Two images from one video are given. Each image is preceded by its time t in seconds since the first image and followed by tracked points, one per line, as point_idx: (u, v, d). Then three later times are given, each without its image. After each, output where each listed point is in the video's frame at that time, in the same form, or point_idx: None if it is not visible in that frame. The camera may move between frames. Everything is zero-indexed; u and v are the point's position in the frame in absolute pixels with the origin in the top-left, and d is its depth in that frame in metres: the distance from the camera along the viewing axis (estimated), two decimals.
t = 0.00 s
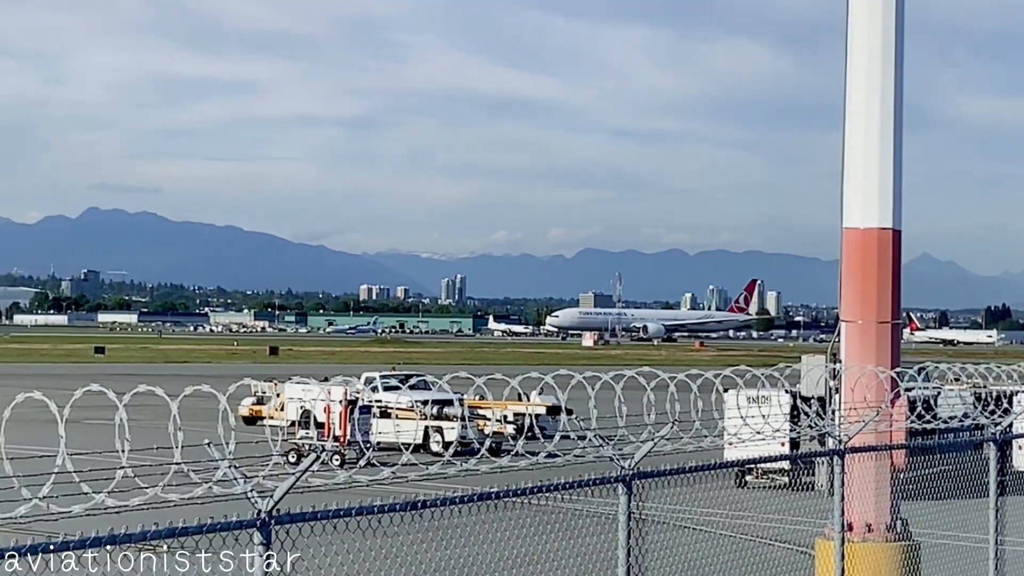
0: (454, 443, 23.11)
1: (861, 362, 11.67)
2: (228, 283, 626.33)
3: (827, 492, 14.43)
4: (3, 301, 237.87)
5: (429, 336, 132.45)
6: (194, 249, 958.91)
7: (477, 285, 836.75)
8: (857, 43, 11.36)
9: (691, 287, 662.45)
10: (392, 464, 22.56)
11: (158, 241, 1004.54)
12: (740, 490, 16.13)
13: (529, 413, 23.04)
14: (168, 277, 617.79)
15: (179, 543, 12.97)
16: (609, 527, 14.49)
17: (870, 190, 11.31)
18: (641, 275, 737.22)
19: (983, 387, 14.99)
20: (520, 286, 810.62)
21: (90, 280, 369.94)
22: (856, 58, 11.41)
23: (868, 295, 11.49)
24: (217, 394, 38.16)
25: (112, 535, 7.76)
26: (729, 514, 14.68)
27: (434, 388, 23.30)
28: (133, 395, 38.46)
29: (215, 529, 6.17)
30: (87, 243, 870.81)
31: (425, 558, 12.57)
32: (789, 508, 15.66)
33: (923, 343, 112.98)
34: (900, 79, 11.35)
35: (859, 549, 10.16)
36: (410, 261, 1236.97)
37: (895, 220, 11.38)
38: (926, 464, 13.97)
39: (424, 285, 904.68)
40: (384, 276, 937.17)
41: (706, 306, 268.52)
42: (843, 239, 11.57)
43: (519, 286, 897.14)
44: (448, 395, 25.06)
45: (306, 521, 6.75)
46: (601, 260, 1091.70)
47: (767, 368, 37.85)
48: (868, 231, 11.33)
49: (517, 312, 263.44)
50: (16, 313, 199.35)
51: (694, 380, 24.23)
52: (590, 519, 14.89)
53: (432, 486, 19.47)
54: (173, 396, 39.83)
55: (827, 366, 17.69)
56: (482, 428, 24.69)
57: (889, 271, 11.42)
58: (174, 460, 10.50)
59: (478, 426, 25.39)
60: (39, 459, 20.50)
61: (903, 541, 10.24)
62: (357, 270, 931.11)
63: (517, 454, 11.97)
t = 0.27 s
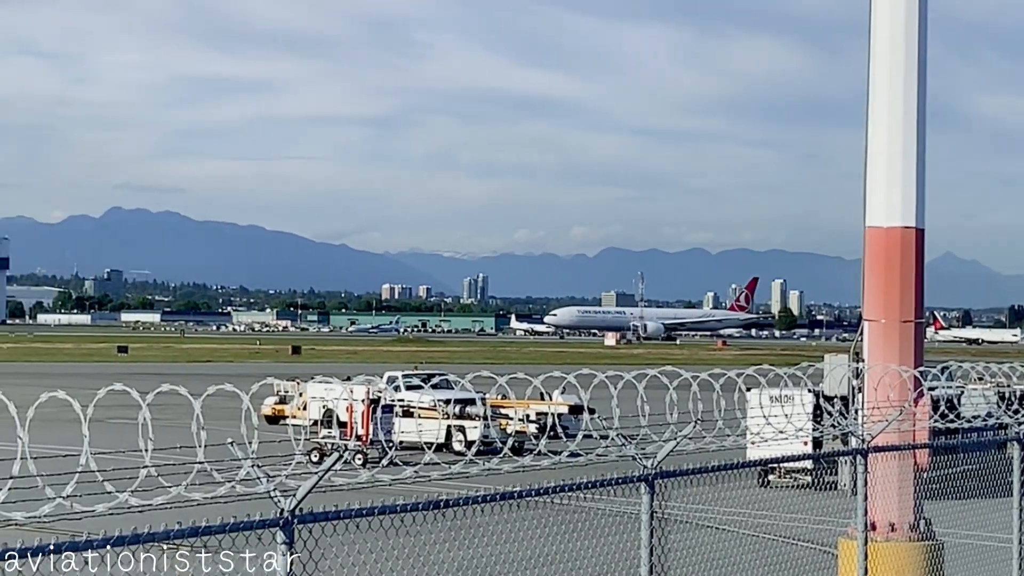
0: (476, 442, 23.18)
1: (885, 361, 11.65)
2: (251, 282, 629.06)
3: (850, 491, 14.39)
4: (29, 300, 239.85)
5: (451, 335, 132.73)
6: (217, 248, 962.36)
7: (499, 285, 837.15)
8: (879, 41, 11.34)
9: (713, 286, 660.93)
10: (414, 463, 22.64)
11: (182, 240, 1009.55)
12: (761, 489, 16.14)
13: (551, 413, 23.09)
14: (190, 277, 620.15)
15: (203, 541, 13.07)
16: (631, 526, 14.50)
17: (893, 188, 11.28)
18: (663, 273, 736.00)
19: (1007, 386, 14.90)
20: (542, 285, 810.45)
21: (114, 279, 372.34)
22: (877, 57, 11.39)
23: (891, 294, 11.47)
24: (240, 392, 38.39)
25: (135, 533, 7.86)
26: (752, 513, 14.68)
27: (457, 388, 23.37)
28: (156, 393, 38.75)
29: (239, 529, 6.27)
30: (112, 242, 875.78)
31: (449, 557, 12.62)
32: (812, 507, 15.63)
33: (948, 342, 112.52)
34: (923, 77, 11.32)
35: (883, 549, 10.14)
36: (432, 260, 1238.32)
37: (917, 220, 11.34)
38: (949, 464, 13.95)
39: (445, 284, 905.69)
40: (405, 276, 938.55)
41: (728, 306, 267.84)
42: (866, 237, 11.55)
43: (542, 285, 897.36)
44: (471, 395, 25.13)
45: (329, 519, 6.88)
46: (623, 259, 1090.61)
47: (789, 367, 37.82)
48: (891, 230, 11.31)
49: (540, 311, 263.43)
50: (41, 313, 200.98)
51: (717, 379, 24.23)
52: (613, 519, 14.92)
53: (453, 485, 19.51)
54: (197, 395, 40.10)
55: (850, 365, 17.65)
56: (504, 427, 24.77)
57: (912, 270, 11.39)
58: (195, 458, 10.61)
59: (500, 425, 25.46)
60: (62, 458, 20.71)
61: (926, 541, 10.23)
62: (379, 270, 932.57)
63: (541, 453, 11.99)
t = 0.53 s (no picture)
0: (499, 442, 23.24)
1: (909, 360, 11.63)
2: (274, 281, 630.75)
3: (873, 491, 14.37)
4: (53, 300, 241.21)
5: (474, 334, 132.83)
6: (240, 248, 965.68)
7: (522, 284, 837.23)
8: (903, 41, 11.35)
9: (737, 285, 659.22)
10: (436, 461, 22.71)
11: (205, 240, 1013.22)
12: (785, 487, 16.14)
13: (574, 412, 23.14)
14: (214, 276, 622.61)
15: (227, 541, 13.20)
16: (653, 526, 14.53)
17: (917, 186, 11.26)
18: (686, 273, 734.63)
19: None
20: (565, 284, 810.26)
21: (137, 279, 373.75)
22: (900, 59, 11.41)
23: (914, 293, 11.46)
24: (264, 393, 38.62)
25: (160, 535, 8.05)
26: (775, 512, 14.72)
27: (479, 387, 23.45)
28: (181, 393, 38.97)
29: (262, 529, 6.45)
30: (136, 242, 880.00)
31: (473, 554, 12.71)
32: (835, 507, 15.61)
33: (973, 342, 112.02)
34: (947, 75, 11.30)
35: (907, 549, 10.15)
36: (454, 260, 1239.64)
37: (941, 219, 11.32)
38: (974, 463, 13.92)
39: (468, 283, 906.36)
40: (428, 275, 939.63)
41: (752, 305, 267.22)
42: (889, 237, 11.54)
43: (564, 284, 897.11)
44: (494, 394, 25.21)
45: (351, 519, 7.07)
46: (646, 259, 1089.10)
47: (813, 366, 37.76)
48: (914, 229, 11.30)
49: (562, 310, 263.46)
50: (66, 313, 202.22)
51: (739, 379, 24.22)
52: (637, 517, 14.97)
53: (475, 485, 19.58)
54: (221, 394, 40.29)
55: (873, 364, 17.62)
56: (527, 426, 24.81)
57: (935, 269, 11.37)
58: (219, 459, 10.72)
59: (523, 424, 25.52)
60: (87, 457, 20.89)
61: (951, 541, 10.22)
62: (402, 269, 934.02)
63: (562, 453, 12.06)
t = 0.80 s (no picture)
0: (523, 441, 23.28)
1: (933, 360, 11.57)
2: (298, 280, 632.25)
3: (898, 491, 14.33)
4: (79, 299, 242.51)
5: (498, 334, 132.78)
6: (263, 247, 968.45)
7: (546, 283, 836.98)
8: (928, 40, 11.32)
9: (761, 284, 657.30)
10: (460, 460, 22.78)
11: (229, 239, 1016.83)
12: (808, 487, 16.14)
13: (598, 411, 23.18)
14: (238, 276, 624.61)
15: (252, 540, 13.27)
16: (677, 526, 14.54)
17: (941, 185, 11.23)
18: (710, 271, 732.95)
19: None
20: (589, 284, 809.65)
21: (162, 279, 375.07)
22: (925, 57, 11.40)
23: (939, 291, 11.44)
24: (288, 392, 38.75)
25: (190, 532, 8.19)
26: (799, 511, 14.72)
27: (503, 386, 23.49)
28: (206, 392, 39.14)
29: (285, 528, 6.54)
30: (161, 241, 883.84)
31: (498, 553, 12.76)
32: (860, 507, 15.58)
33: (999, 341, 111.51)
34: (971, 73, 11.29)
35: (932, 548, 10.13)
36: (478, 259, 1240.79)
37: (965, 217, 11.30)
38: (998, 463, 13.89)
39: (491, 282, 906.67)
40: (451, 274, 940.53)
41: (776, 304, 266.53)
42: (914, 235, 11.52)
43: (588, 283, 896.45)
44: (518, 393, 25.25)
45: (375, 517, 7.20)
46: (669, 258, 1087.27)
47: (837, 366, 37.62)
48: (939, 227, 11.28)
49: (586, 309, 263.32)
50: (91, 312, 203.32)
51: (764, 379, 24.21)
52: (661, 517, 14.99)
53: (499, 484, 19.59)
54: (245, 394, 40.46)
55: (897, 364, 17.60)
56: (551, 426, 24.81)
57: (960, 267, 11.36)
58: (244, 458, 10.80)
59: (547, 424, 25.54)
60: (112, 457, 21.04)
61: (976, 541, 10.21)
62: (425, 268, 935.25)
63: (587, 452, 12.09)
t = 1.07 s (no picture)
0: (549, 441, 23.36)
1: (961, 361, 11.59)
2: (323, 281, 634.01)
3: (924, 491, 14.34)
4: (107, 300, 244.20)
5: (524, 334, 132.95)
6: (289, 248, 971.76)
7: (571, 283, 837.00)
8: (956, 44, 11.30)
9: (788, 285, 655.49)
10: (487, 460, 22.80)
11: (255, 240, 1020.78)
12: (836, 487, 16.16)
13: (625, 411, 23.23)
14: (264, 277, 627.18)
15: (279, 540, 13.38)
16: (704, 525, 14.58)
17: (970, 185, 11.19)
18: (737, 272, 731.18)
19: None
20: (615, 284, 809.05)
21: (189, 279, 376.93)
22: (952, 57, 11.37)
23: (966, 291, 11.45)
24: (314, 392, 38.97)
25: (218, 531, 8.33)
26: (826, 512, 14.76)
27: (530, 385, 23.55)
28: (234, 393, 39.43)
29: (312, 528, 6.67)
30: (186, 242, 887.36)
31: (525, 553, 12.84)
32: (887, 507, 15.55)
33: None
34: (998, 74, 11.25)
35: (959, 549, 10.14)
36: (503, 259, 1243.19)
37: (993, 218, 11.27)
38: None
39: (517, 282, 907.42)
40: (477, 274, 941.48)
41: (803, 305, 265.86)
42: (941, 235, 11.50)
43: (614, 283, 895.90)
44: (544, 394, 25.29)
45: (402, 517, 7.34)
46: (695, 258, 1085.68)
47: (864, 367, 37.58)
48: (966, 227, 11.27)
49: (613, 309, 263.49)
50: (119, 312, 204.80)
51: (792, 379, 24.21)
52: (688, 517, 15.05)
53: (526, 484, 19.64)
54: (273, 394, 40.70)
55: (925, 364, 17.58)
56: (577, 426, 24.93)
57: (987, 267, 11.36)
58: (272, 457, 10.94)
59: (574, 424, 25.57)
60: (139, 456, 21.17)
61: (1003, 542, 10.22)
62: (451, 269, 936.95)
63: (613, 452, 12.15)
